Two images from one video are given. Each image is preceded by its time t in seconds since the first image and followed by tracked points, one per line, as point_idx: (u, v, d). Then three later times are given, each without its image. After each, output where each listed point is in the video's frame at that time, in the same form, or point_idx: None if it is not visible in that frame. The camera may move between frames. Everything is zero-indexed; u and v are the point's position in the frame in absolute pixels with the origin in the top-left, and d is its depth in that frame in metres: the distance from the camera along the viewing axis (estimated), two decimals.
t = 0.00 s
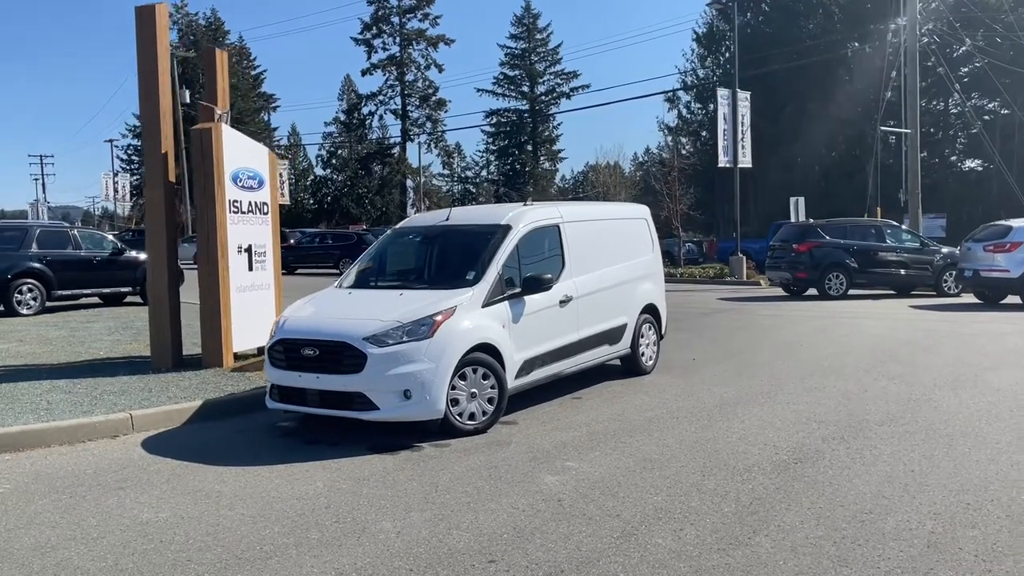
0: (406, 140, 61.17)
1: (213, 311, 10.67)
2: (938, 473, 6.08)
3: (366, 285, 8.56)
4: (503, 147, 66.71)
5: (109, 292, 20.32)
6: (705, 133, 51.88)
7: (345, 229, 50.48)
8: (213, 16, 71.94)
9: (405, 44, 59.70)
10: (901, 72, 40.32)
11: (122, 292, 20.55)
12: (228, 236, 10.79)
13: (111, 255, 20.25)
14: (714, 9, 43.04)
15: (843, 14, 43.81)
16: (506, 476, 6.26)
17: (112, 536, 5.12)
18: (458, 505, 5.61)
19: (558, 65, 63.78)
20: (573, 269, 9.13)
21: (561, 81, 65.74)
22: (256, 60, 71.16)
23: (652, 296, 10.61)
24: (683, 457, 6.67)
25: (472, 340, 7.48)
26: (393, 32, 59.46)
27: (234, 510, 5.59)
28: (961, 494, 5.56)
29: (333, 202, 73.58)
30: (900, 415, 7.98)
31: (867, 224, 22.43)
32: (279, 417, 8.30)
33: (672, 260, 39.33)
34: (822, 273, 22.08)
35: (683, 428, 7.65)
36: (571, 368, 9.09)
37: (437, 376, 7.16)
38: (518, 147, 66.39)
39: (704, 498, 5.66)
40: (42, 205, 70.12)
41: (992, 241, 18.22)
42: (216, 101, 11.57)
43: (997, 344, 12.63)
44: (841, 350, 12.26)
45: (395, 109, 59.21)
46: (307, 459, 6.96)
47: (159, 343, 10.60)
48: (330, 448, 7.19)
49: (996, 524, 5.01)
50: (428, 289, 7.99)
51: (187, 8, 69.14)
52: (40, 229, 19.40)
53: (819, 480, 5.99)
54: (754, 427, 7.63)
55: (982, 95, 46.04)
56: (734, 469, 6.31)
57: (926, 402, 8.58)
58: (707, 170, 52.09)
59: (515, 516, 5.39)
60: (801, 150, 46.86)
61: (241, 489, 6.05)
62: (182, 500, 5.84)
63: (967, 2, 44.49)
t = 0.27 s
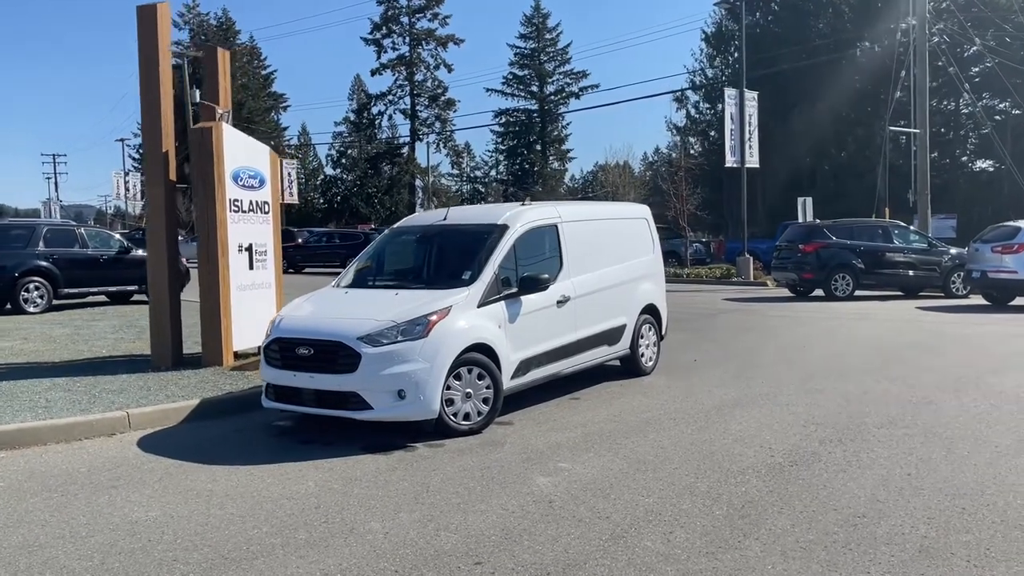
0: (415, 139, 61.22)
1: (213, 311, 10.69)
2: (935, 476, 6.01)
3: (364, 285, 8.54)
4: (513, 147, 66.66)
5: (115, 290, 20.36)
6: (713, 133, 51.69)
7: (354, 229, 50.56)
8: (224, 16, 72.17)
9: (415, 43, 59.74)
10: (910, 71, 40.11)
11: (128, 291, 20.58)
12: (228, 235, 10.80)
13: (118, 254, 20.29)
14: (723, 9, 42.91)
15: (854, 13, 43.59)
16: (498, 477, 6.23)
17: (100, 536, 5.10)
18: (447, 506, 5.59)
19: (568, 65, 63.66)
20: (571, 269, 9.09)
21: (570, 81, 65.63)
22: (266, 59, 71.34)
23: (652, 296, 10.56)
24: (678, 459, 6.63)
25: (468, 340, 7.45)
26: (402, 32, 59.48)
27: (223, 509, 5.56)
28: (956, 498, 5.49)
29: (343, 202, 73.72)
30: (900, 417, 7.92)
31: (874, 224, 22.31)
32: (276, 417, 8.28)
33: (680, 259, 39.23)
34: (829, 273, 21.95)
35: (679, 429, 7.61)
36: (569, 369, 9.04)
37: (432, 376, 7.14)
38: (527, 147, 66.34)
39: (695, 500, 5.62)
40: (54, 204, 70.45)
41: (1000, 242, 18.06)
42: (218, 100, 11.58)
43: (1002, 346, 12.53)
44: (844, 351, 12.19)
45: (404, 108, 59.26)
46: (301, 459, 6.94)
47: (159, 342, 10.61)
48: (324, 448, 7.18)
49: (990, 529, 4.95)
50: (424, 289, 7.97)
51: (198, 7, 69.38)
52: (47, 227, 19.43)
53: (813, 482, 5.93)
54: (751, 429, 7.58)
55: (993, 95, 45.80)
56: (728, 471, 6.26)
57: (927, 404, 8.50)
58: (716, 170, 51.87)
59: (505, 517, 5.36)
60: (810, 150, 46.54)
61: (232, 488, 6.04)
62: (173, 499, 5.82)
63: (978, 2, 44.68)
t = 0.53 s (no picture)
0: (426, 138, 61.22)
1: (214, 308, 10.66)
2: (936, 481, 5.91)
3: (363, 284, 8.49)
4: (523, 146, 66.57)
5: (121, 288, 20.40)
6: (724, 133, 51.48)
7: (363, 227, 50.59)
8: (236, 15, 72.40)
9: (426, 42, 59.75)
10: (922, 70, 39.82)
11: (134, 288, 20.63)
12: (230, 232, 10.78)
13: (124, 251, 20.33)
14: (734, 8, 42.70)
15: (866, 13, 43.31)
16: (493, 478, 6.17)
17: (88, 535, 5.05)
18: (440, 507, 5.52)
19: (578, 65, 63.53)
20: (573, 268, 9.01)
21: (581, 80, 65.48)
22: (278, 58, 71.53)
23: (656, 297, 10.47)
24: (676, 461, 6.54)
25: (465, 339, 7.39)
26: (413, 30, 59.47)
27: (214, 509, 5.52)
28: (957, 503, 5.39)
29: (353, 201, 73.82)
30: (904, 420, 7.81)
31: (884, 225, 22.14)
32: (273, 416, 8.24)
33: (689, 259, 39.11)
34: (838, 274, 21.78)
35: (679, 431, 7.52)
36: (569, 369, 8.96)
37: (429, 376, 7.07)
38: (538, 147, 66.25)
39: (692, 503, 5.54)
40: (67, 202, 70.82)
41: (1011, 244, 17.88)
42: (221, 97, 11.56)
43: (1012, 349, 12.37)
44: (851, 353, 12.06)
45: (415, 107, 59.26)
46: (296, 458, 6.88)
47: (160, 339, 10.59)
48: (319, 447, 7.13)
49: (990, 535, 4.85)
50: (422, 288, 7.90)
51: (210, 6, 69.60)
52: (54, 225, 19.44)
53: (812, 486, 5.84)
54: (752, 431, 7.48)
55: (1007, 96, 45.42)
56: (726, 474, 6.17)
57: (932, 407, 8.38)
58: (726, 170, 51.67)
59: (497, 518, 5.28)
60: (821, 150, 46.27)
61: (225, 487, 5.99)
62: (164, 498, 5.78)
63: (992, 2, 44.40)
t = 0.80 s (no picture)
0: (438, 137, 61.20)
1: (216, 306, 10.61)
2: (941, 487, 5.78)
3: (364, 282, 8.42)
4: (536, 146, 66.45)
5: (131, 285, 20.43)
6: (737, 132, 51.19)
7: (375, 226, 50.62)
8: (251, 14, 72.65)
9: (439, 42, 59.73)
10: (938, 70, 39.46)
11: (144, 286, 20.66)
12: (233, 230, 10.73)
13: (134, 248, 20.36)
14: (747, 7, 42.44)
15: (881, 12, 42.96)
16: (489, 480, 6.08)
17: (76, 535, 5.00)
18: (432, 510, 5.44)
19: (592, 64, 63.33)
20: (575, 268, 8.92)
21: (595, 80, 65.28)
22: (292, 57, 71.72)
23: (660, 297, 10.36)
24: (677, 463, 6.45)
25: (464, 339, 7.30)
26: (426, 29, 59.45)
27: (205, 509, 5.46)
28: (962, 511, 5.27)
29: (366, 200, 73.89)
30: (910, 423, 7.67)
31: (897, 226, 21.93)
32: (272, 415, 8.18)
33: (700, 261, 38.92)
34: (849, 276, 21.57)
35: (681, 433, 7.40)
36: (571, 370, 8.86)
37: (426, 375, 6.99)
38: (550, 146, 66.12)
39: (689, 508, 5.43)
40: (83, 200, 71.30)
41: None
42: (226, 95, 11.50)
43: None
44: (860, 355, 11.91)
45: (428, 106, 59.26)
46: (291, 458, 6.81)
47: (162, 337, 10.56)
48: (316, 446, 7.06)
49: (994, 544, 4.72)
50: (422, 287, 7.83)
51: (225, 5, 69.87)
52: (63, 223, 19.41)
53: (814, 491, 5.72)
54: (755, 434, 7.37)
55: None
56: (726, 478, 6.06)
57: (940, 410, 8.23)
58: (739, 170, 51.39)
59: (490, 522, 5.20)
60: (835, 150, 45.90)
61: (217, 487, 5.93)
62: (156, 497, 5.72)
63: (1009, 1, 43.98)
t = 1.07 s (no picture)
0: (453, 137, 61.18)
1: (221, 305, 10.58)
2: (948, 495, 5.65)
3: (366, 282, 8.34)
4: (550, 145, 66.30)
5: (142, 283, 20.48)
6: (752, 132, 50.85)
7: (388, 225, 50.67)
8: (267, 13, 72.92)
9: (453, 41, 59.69)
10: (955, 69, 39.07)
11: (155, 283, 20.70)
12: (238, 228, 10.70)
13: (145, 246, 20.41)
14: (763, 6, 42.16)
15: (898, 11, 42.58)
16: (486, 484, 5.99)
17: (66, 536, 4.95)
18: (427, 514, 5.36)
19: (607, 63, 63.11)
20: (580, 268, 8.82)
21: (610, 79, 65.06)
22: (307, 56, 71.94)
23: (668, 298, 10.24)
24: (678, 468, 6.34)
25: (465, 340, 7.22)
26: (441, 28, 59.43)
27: (198, 511, 5.40)
28: (969, 520, 5.14)
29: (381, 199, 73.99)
30: (919, 429, 7.52)
31: (912, 227, 21.69)
32: (273, 415, 8.13)
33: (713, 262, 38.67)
34: (863, 277, 21.34)
35: (684, 437, 7.29)
36: (575, 372, 8.76)
37: (426, 377, 6.91)
38: (565, 145, 66.00)
39: (688, 514, 5.32)
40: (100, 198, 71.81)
41: None
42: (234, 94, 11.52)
43: None
44: (871, 358, 11.74)
45: (442, 106, 59.25)
46: (289, 459, 6.75)
47: (167, 335, 10.54)
48: (315, 447, 7.00)
49: (1001, 555, 4.59)
50: (424, 286, 7.75)
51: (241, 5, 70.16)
52: (74, 220, 19.50)
53: (817, 498, 5.60)
54: (760, 438, 7.25)
55: None
56: (728, 484, 5.95)
57: (951, 415, 8.08)
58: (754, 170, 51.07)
59: (485, 527, 5.11)
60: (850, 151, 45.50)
61: (211, 488, 5.87)
62: (150, 498, 5.67)
63: None
